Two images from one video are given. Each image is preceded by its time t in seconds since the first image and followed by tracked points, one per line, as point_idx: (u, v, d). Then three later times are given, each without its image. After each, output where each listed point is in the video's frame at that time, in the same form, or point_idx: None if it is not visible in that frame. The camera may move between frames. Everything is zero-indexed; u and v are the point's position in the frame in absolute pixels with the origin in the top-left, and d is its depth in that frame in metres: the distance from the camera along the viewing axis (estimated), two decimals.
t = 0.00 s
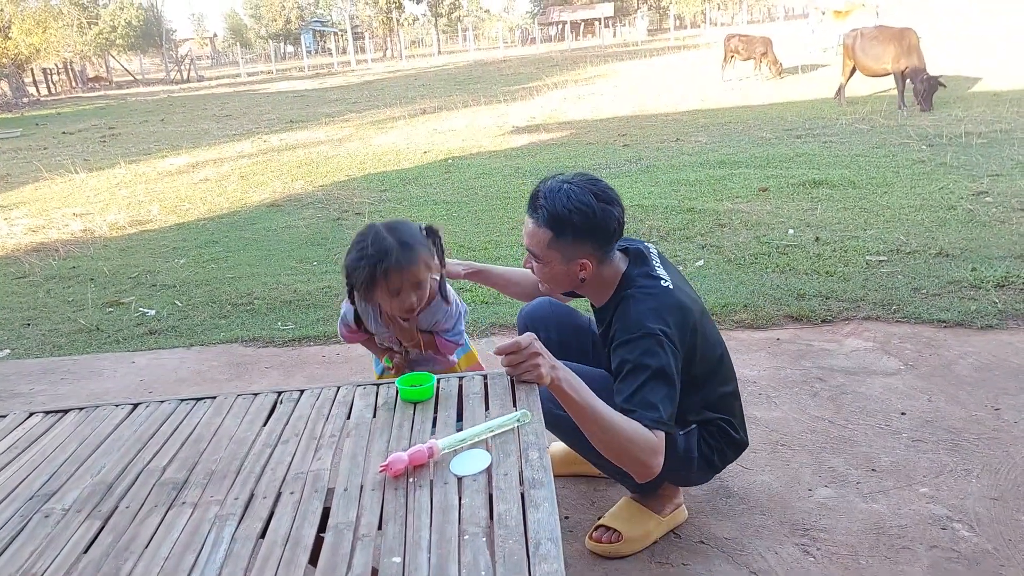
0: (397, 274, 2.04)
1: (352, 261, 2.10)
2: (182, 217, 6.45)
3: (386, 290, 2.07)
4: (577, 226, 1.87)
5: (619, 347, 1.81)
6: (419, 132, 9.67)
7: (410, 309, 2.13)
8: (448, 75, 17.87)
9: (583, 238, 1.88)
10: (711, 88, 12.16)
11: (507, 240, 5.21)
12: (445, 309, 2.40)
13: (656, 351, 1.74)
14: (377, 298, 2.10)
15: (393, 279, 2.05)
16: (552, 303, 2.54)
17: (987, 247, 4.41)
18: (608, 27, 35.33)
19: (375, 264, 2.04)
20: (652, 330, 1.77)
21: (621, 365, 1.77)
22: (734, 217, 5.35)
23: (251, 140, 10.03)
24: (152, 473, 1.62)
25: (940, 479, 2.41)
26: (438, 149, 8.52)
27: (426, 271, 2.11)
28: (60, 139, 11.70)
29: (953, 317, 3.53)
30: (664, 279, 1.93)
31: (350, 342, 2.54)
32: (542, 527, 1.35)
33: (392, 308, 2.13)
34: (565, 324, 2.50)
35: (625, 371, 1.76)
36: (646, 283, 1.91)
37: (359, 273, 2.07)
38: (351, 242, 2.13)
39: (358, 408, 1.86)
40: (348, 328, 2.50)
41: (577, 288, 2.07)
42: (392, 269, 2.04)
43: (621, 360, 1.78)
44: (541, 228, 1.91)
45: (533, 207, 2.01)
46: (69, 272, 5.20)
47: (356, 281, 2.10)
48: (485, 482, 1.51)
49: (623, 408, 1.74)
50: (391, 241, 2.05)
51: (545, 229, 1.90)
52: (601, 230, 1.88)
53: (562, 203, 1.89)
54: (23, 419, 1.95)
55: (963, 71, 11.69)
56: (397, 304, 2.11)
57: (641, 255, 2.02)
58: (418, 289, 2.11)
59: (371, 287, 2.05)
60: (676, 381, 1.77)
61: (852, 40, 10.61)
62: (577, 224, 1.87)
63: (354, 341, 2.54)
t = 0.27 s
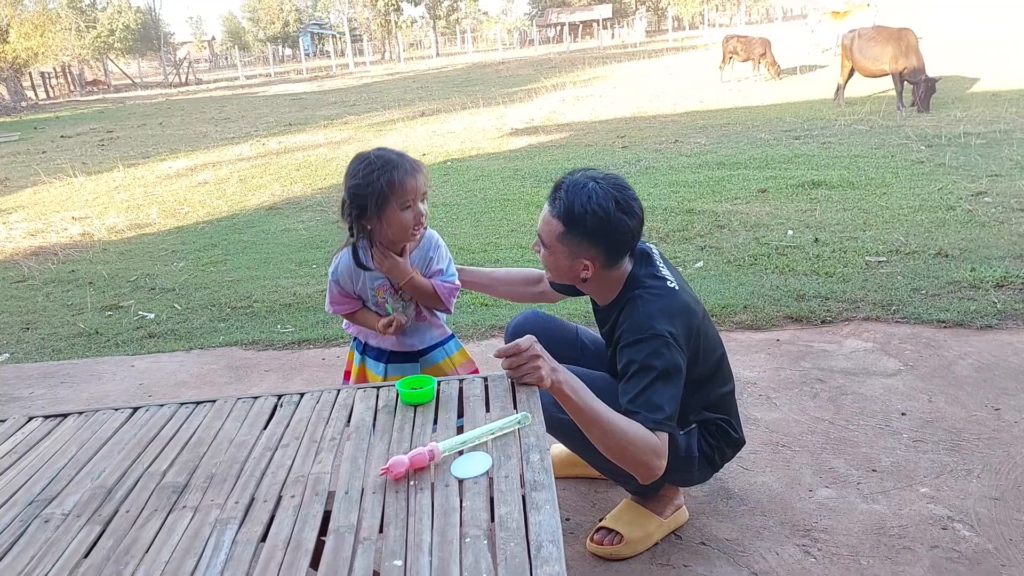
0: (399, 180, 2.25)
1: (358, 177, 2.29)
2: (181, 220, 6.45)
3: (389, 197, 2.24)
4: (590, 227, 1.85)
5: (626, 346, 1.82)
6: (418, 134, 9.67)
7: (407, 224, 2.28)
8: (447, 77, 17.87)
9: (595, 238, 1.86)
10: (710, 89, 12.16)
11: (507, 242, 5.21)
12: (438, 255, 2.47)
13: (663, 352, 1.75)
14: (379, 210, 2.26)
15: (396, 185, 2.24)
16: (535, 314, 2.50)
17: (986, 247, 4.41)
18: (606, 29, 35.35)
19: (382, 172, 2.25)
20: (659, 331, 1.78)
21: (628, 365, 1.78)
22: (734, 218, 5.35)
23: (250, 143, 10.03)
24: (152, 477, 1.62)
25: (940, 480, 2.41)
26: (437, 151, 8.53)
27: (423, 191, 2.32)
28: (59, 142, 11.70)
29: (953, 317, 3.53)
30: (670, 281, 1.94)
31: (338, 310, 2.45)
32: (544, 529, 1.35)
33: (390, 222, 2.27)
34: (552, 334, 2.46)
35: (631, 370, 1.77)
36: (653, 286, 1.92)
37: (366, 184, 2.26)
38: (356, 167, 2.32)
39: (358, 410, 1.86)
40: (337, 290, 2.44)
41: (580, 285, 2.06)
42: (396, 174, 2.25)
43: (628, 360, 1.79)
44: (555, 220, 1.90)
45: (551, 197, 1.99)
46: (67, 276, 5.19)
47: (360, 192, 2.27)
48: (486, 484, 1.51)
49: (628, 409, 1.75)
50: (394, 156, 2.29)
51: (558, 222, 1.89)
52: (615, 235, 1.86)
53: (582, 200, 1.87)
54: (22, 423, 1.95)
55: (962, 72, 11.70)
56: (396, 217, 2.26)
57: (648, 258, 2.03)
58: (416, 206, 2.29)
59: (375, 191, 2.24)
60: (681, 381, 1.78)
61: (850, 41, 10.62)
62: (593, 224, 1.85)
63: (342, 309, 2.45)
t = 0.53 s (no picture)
0: (406, 147, 2.23)
1: (367, 145, 2.28)
2: (181, 221, 6.45)
3: (395, 165, 2.23)
4: (599, 212, 1.86)
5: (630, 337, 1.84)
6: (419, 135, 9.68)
7: (414, 192, 2.25)
8: (447, 78, 17.88)
9: (603, 226, 1.86)
10: (711, 89, 12.17)
11: (508, 242, 5.21)
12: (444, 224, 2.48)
13: (667, 343, 1.77)
14: (384, 178, 2.24)
15: (402, 154, 2.22)
16: (533, 319, 2.50)
17: (987, 246, 4.41)
18: (606, 29, 35.35)
19: (390, 142, 2.24)
20: (663, 321, 1.80)
21: (633, 356, 1.80)
22: (735, 218, 5.35)
23: (251, 143, 10.03)
24: (155, 476, 1.62)
25: (942, 479, 2.41)
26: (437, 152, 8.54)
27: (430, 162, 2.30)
28: (60, 143, 11.71)
29: (954, 317, 3.53)
30: (672, 274, 1.96)
31: (350, 291, 2.34)
32: (548, 528, 1.35)
33: (395, 191, 2.25)
34: (550, 338, 2.47)
35: (635, 361, 1.79)
36: (656, 278, 1.94)
37: (373, 152, 2.25)
38: (367, 135, 2.32)
39: (361, 410, 1.85)
40: (348, 269, 2.36)
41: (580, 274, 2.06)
42: (403, 144, 2.24)
43: (633, 350, 1.81)
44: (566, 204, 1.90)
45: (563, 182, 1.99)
46: (68, 276, 5.19)
47: (368, 159, 2.26)
48: (489, 483, 1.50)
49: (633, 400, 1.77)
50: (404, 127, 2.28)
51: (570, 206, 1.90)
52: (625, 225, 1.86)
53: (594, 187, 1.88)
54: (25, 423, 1.95)
55: (963, 72, 11.70)
56: (401, 185, 2.24)
57: (650, 253, 2.04)
58: (422, 177, 2.27)
59: (381, 159, 2.22)
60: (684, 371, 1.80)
61: (851, 41, 10.62)
62: (603, 212, 1.85)
63: (356, 288, 2.35)
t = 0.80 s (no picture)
0: (415, 141, 2.28)
1: (376, 136, 2.31)
2: (182, 222, 6.46)
3: (404, 157, 2.28)
4: (606, 198, 1.86)
5: (633, 326, 1.84)
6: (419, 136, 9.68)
7: (422, 185, 2.33)
8: (447, 79, 17.89)
9: (610, 214, 1.87)
10: (711, 91, 12.18)
11: (509, 243, 5.21)
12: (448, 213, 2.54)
13: (671, 331, 1.79)
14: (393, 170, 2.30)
15: (411, 146, 2.27)
16: (531, 320, 2.49)
17: (988, 248, 4.41)
18: (606, 31, 35.39)
19: (398, 134, 2.27)
20: (667, 311, 1.81)
21: (638, 344, 1.81)
22: (736, 220, 5.35)
23: (251, 145, 10.04)
24: (156, 476, 1.62)
25: (944, 480, 2.41)
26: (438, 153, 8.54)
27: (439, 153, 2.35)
28: (60, 144, 11.72)
29: (956, 318, 3.53)
30: (673, 267, 1.98)
31: (375, 280, 2.29)
32: (550, 527, 1.35)
33: (405, 183, 2.32)
34: (551, 339, 2.46)
35: (640, 350, 1.80)
36: (659, 270, 1.95)
37: (381, 145, 2.29)
38: (375, 127, 2.34)
39: (362, 410, 1.85)
40: (368, 259, 2.32)
41: (583, 264, 2.06)
42: (411, 136, 2.27)
43: (636, 339, 1.81)
44: (574, 190, 1.91)
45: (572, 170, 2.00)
46: (69, 277, 5.19)
47: (376, 151, 2.30)
48: (491, 483, 1.50)
49: (637, 389, 1.77)
50: (412, 120, 2.31)
51: (577, 192, 1.91)
52: (631, 213, 1.87)
53: (602, 174, 1.89)
54: (26, 423, 1.95)
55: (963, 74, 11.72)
56: (410, 177, 2.31)
57: (652, 247, 2.05)
58: (431, 168, 2.34)
59: (390, 152, 2.27)
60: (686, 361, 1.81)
61: (851, 43, 10.63)
62: (610, 199, 1.86)
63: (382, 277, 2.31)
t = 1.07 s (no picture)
0: (405, 138, 2.28)
1: (366, 141, 2.32)
2: (182, 221, 6.45)
3: (398, 155, 2.27)
4: (610, 187, 1.87)
5: (634, 316, 1.84)
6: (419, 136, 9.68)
7: (419, 181, 2.30)
8: (447, 79, 17.88)
9: (613, 203, 1.88)
10: (711, 90, 12.18)
11: (508, 243, 5.21)
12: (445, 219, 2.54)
13: (671, 321, 1.79)
14: (388, 170, 2.29)
15: (404, 143, 2.27)
16: (531, 317, 2.47)
17: (988, 248, 4.41)
18: (606, 31, 35.39)
19: (389, 134, 2.28)
20: (667, 300, 1.82)
21: (638, 334, 1.80)
22: (736, 219, 5.35)
23: (251, 144, 10.04)
24: (156, 475, 1.62)
25: (944, 479, 2.41)
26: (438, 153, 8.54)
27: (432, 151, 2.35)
28: (60, 143, 11.71)
29: (955, 318, 3.53)
30: (672, 260, 1.99)
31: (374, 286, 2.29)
32: (550, 526, 1.35)
33: (403, 181, 2.29)
34: (551, 338, 2.45)
35: (641, 339, 1.79)
36: (658, 262, 1.95)
37: (374, 148, 2.29)
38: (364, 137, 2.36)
39: (362, 409, 1.85)
40: (369, 266, 2.31)
41: (584, 257, 2.05)
42: (401, 133, 2.28)
43: (636, 329, 1.81)
44: (578, 180, 1.92)
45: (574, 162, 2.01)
46: (68, 276, 5.19)
47: (369, 155, 2.30)
48: (491, 482, 1.50)
49: (638, 378, 1.77)
50: (401, 121, 2.33)
51: (581, 181, 1.92)
52: (634, 202, 1.88)
53: (606, 164, 1.90)
54: (26, 422, 1.95)
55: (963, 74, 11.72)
56: (407, 175, 2.29)
57: (652, 241, 2.06)
58: (427, 163, 2.32)
59: (383, 150, 2.26)
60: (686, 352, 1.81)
61: (852, 43, 10.63)
62: (614, 188, 1.87)
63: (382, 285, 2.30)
